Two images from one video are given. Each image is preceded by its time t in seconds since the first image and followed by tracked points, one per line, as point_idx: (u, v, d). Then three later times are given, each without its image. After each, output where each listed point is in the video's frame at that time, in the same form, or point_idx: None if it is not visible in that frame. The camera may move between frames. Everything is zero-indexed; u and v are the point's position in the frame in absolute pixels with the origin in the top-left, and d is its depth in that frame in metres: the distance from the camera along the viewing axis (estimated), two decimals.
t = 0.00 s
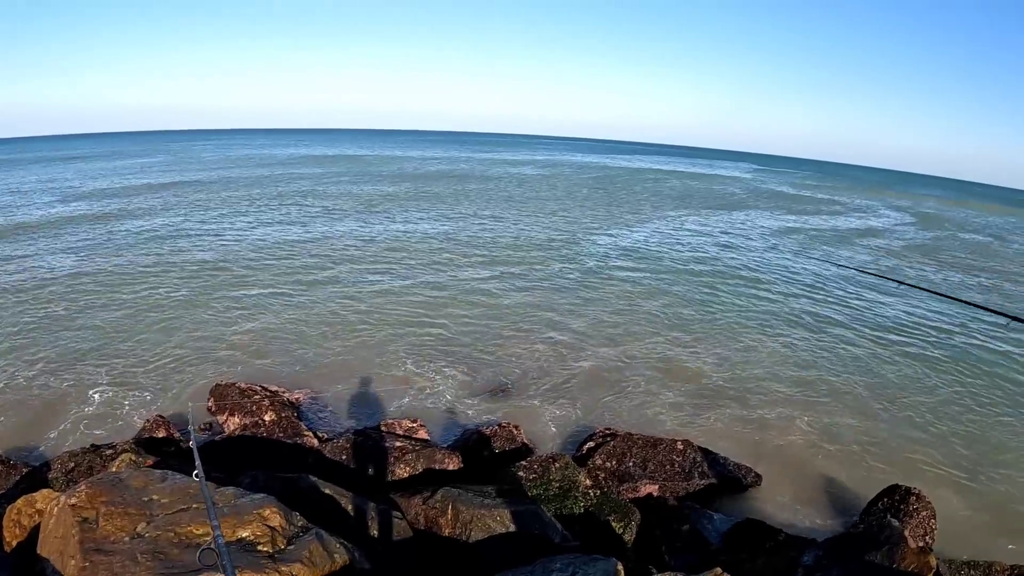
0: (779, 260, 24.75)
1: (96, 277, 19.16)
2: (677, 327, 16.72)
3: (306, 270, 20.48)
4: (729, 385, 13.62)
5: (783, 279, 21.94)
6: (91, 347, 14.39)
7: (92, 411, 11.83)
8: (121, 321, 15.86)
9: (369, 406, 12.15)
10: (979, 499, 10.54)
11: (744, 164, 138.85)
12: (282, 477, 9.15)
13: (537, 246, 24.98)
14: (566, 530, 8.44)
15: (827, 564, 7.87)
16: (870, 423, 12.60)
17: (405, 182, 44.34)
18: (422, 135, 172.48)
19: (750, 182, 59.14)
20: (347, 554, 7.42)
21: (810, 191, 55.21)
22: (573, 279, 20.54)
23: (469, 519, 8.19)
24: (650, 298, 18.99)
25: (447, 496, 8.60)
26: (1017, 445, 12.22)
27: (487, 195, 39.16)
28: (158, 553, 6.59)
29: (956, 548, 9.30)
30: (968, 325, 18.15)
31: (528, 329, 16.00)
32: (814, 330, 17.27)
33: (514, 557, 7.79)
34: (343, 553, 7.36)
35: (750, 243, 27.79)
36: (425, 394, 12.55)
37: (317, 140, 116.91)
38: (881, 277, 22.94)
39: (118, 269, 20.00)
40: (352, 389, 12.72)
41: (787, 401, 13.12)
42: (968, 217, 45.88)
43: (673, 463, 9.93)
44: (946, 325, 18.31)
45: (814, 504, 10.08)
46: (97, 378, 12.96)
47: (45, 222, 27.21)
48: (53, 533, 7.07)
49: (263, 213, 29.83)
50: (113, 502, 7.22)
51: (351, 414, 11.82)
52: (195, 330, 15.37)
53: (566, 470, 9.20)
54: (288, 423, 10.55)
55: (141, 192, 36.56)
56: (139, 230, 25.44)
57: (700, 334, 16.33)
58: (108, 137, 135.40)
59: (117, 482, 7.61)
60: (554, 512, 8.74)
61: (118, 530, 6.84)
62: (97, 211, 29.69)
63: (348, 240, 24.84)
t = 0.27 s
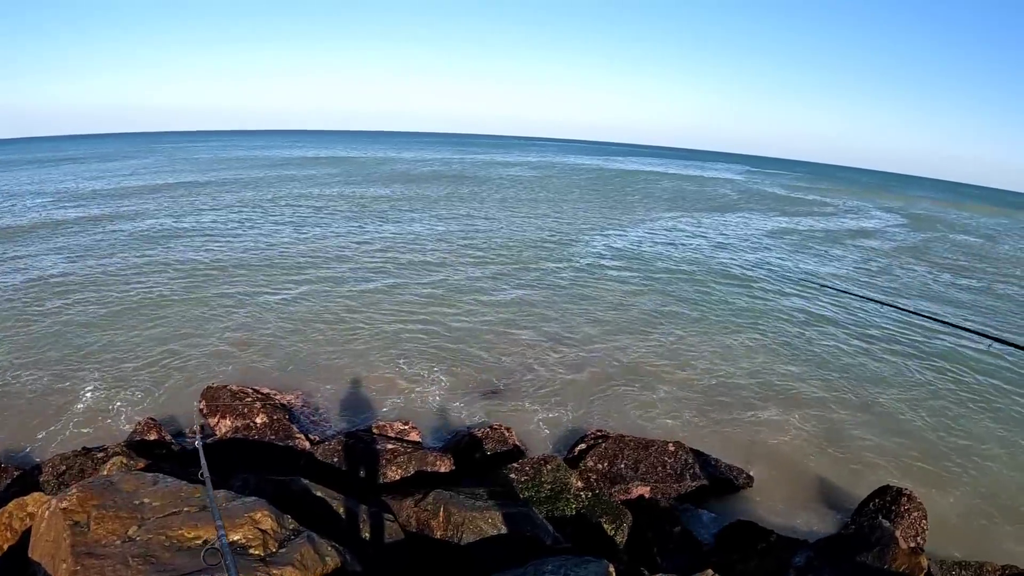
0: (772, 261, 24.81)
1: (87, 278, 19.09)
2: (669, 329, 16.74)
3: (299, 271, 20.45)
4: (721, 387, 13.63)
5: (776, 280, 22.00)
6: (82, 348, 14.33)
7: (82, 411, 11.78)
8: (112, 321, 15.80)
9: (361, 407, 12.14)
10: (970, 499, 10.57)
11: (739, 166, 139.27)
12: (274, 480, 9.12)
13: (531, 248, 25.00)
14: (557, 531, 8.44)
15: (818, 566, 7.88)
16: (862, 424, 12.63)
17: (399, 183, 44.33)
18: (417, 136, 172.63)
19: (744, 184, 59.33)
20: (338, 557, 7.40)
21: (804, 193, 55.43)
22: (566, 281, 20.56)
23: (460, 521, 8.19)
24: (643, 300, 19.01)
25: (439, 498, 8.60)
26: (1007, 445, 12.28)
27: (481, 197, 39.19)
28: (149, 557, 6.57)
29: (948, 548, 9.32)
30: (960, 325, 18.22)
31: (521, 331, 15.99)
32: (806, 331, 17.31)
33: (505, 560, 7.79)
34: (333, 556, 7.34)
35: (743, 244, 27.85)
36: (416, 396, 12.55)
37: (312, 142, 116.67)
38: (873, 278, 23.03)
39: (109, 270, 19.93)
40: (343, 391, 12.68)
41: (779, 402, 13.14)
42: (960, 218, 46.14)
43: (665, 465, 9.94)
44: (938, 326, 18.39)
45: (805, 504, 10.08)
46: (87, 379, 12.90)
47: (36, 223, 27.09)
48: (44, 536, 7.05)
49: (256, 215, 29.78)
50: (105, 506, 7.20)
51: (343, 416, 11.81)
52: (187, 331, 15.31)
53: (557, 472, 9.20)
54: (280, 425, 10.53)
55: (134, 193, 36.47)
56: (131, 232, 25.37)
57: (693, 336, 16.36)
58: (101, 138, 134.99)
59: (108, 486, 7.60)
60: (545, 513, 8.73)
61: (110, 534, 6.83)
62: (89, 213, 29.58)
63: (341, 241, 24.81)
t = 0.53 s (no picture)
0: (761, 263, 24.92)
1: (72, 281, 18.89)
2: (658, 331, 16.76)
3: (287, 273, 20.36)
4: (710, 388, 13.65)
5: (765, 282, 22.09)
6: (65, 351, 14.16)
7: (64, 414, 11.64)
8: (96, 324, 15.63)
9: (347, 410, 12.11)
10: (956, 498, 10.63)
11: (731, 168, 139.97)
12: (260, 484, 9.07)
13: (520, 250, 25.01)
14: (545, 534, 8.43)
15: (806, 567, 7.89)
16: (849, 425, 12.68)
17: (390, 185, 44.29)
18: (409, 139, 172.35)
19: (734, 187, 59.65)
20: (325, 562, 7.32)
21: (793, 195, 55.79)
22: (555, 283, 20.57)
23: (448, 524, 8.16)
24: (632, 302, 19.03)
25: (426, 502, 8.58)
26: (992, 445, 12.37)
27: (472, 199, 39.20)
28: (135, 563, 6.50)
29: (935, 549, 9.35)
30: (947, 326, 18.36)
31: (509, 333, 15.97)
32: (795, 332, 17.38)
33: (493, 562, 7.76)
34: (321, 561, 7.23)
35: (732, 246, 27.95)
36: (403, 398, 12.53)
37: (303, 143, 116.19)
38: (861, 280, 23.17)
39: (94, 273, 19.74)
40: (330, 394, 12.63)
41: (767, 403, 13.17)
42: (946, 220, 46.58)
43: (652, 467, 9.95)
44: (924, 327, 18.52)
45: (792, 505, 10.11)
46: (71, 382, 12.76)
47: (20, 225, 26.77)
48: (29, 543, 6.98)
49: (246, 217, 29.64)
50: (90, 511, 7.14)
51: (329, 419, 11.77)
52: (173, 334, 15.20)
53: (544, 475, 9.19)
54: (267, 429, 10.51)
55: (122, 195, 36.20)
56: (119, 234, 25.20)
57: (681, 337, 16.38)
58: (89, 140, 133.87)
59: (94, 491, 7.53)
60: (533, 516, 8.71)
61: (96, 540, 6.77)
62: (74, 215, 29.28)
63: (330, 243, 24.74)
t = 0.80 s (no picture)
0: (743, 262, 25.09)
1: (44, 283, 18.54)
2: (640, 331, 16.79)
3: (268, 274, 20.20)
4: (691, 388, 13.68)
5: (746, 281, 22.24)
6: (36, 354, 13.88)
7: (34, 418, 11.40)
8: (69, 327, 15.35)
9: (323, 411, 12.04)
10: (933, 493, 10.74)
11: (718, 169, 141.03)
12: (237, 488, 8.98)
13: (503, 250, 25.01)
14: (524, 534, 8.42)
15: (785, 564, 7.92)
16: (829, 422, 12.74)
17: (374, 186, 44.17)
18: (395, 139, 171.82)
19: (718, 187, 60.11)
20: (305, 565, 7.21)
21: (775, 195, 56.33)
22: (537, 283, 20.57)
23: (426, 525, 8.12)
24: (614, 302, 19.05)
25: (404, 503, 8.53)
26: (967, 441, 12.53)
27: (456, 199, 39.18)
28: (112, 569, 6.41)
29: (912, 544, 9.43)
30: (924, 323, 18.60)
31: (491, 334, 15.94)
32: (775, 331, 17.49)
33: (472, 563, 7.74)
34: (300, 565, 7.13)
35: (715, 246, 28.11)
36: (380, 399, 12.48)
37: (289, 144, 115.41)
38: (841, 278, 23.42)
39: (67, 274, 19.40)
40: (308, 396, 12.54)
41: (748, 402, 13.23)
42: (925, 219, 47.30)
43: (630, 466, 9.97)
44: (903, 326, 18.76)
45: (770, 502, 10.15)
46: (41, 385, 12.51)
47: None
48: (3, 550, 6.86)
49: (227, 217, 29.38)
50: (66, 517, 7.03)
51: (305, 420, 11.70)
52: (150, 335, 15.00)
53: (522, 475, 9.17)
54: (244, 431, 10.46)
55: (100, 195, 35.73)
56: (98, 234, 24.87)
57: (663, 337, 16.43)
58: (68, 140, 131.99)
59: (69, 496, 7.41)
60: (511, 516, 8.69)
61: (72, 546, 6.68)
62: (47, 216, 28.75)
63: (312, 243, 24.60)
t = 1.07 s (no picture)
0: (725, 262, 25.27)
1: (17, 285, 18.23)
2: (622, 331, 16.82)
3: (248, 276, 20.03)
4: (670, 387, 13.74)
5: (728, 282, 22.39)
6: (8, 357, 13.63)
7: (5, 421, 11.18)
8: (42, 329, 15.10)
9: (301, 412, 11.97)
10: (911, 489, 10.86)
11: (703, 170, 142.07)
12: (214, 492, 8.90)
13: (485, 250, 24.99)
14: (504, 535, 8.41)
15: (766, 561, 7.95)
16: (809, 420, 12.84)
17: (356, 186, 44.01)
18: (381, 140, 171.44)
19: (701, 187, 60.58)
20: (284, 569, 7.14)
21: (756, 195, 56.93)
22: (519, 283, 20.57)
23: (406, 528, 8.07)
24: (596, 302, 19.09)
25: (384, 505, 8.47)
26: (942, 439, 12.72)
27: (438, 200, 39.17)
28: None
29: (891, 540, 9.52)
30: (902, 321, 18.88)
31: (472, 335, 15.91)
32: (757, 331, 17.61)
33: (453, 565, 7.71)
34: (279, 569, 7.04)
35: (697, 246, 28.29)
36: (359, 401, 12.43)
37: (272, 145, 114.20)
38: (822, 277, 23.68)
39: (42, 276, 19.09)
40: (286, 398, 12.44)
41: (729, 401, 13.29)
42: (902, 218, 48.11)
43: (609, 466, 10.01)
44: (880, 326, 19.06)
45: (749, 499, 10.21)
46: (13, 389, 12.27)
47: None
48: None
49: (206, 218, 29.08)
50: (43, 523, 6.88)
51: (283, 421, 11.64)
52: (126, 339, 14.76)
53: (502, 476, 9.16)
54: (222, 434, 10.40)
55: (76, 197, 35.12)
56: (74, 236, 24.47)
57: (644, 337, 16.47)
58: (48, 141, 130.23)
59: (46, 502, 7.24)
60: (491, 518, 8.68)
61: (49, 553, 6.55)
62: (22, 217, 28.29)
63: (292, 245, 24.44)
